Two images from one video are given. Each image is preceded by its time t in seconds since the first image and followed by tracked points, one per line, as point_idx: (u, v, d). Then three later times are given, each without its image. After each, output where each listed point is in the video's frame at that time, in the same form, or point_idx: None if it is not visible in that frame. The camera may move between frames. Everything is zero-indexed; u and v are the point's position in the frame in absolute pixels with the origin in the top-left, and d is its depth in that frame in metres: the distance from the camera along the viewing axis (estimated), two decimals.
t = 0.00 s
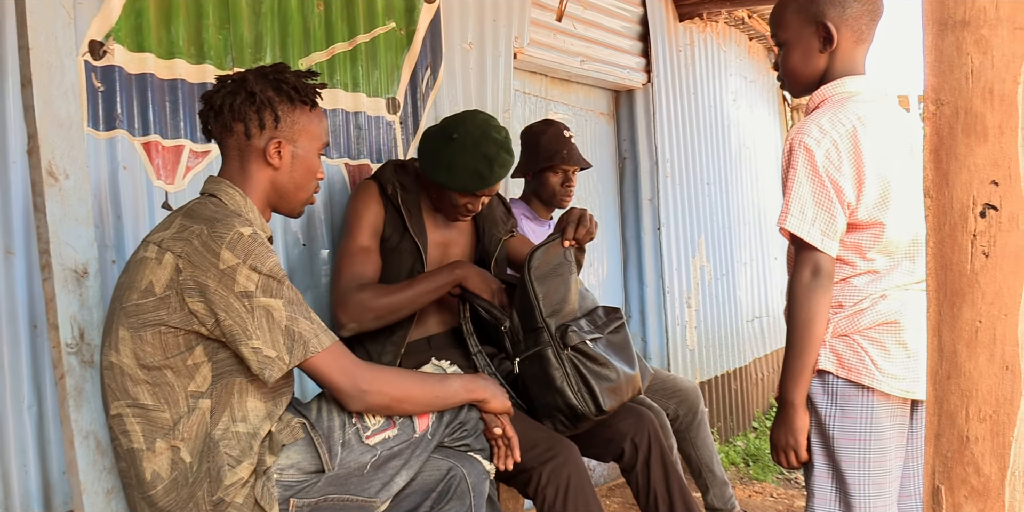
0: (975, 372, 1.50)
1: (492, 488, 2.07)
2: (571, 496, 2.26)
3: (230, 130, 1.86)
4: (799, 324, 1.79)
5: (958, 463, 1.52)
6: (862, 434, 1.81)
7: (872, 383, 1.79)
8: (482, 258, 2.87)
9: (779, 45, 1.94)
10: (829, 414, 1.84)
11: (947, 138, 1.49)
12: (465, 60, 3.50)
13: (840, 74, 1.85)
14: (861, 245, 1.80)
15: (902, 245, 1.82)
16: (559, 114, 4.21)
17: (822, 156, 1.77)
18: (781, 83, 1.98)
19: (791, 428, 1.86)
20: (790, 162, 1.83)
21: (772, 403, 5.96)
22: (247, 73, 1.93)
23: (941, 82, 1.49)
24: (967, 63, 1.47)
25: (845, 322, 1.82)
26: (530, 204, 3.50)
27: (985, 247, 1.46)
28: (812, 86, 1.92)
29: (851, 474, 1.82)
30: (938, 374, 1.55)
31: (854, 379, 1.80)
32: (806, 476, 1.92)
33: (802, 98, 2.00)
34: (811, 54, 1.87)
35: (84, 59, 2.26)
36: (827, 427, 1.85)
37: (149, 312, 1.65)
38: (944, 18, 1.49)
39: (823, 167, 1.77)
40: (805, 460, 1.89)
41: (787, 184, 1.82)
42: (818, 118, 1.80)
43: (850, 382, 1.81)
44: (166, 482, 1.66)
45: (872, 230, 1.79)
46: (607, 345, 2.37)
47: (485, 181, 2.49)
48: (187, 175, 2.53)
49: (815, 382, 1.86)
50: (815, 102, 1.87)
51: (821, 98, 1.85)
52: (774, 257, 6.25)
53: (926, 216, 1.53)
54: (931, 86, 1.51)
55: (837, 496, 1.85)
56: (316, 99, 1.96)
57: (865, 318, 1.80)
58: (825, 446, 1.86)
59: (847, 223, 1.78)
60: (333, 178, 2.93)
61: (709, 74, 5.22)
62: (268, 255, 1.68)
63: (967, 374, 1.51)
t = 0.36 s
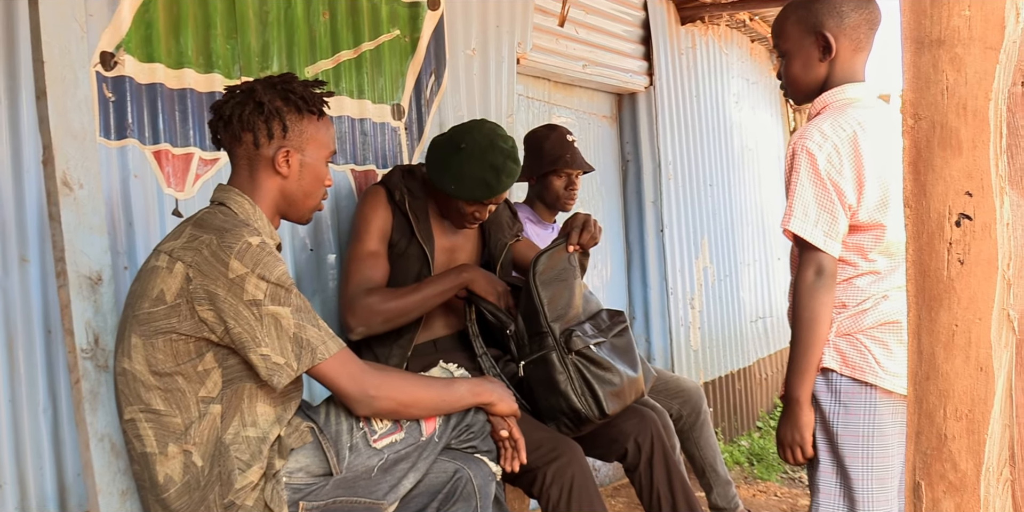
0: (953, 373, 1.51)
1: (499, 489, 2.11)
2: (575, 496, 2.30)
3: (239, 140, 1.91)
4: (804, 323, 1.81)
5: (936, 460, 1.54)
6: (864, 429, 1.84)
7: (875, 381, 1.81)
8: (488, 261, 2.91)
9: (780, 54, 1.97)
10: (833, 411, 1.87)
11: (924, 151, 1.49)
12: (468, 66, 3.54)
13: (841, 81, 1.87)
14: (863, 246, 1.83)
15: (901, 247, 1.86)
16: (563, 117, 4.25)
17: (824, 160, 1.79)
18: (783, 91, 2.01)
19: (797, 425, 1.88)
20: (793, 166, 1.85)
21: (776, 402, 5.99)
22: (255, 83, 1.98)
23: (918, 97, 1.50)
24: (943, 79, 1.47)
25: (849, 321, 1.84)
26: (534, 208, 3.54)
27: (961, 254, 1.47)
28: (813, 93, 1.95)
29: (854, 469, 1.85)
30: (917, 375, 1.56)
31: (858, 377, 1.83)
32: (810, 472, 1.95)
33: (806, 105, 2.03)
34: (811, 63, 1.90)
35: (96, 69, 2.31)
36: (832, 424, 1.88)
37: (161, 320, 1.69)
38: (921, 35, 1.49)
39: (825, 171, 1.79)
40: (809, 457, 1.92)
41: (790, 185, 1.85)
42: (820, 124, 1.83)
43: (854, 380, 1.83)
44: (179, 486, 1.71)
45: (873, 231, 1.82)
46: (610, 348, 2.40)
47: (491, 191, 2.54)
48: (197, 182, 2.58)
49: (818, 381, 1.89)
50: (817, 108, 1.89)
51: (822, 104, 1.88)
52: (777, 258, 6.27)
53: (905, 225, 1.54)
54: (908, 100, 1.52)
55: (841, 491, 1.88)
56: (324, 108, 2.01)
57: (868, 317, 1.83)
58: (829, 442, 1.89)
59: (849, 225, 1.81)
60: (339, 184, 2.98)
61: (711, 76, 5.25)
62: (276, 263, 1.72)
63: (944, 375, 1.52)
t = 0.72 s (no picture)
0: (939, 373, 1.42)
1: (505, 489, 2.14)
2: (581, 496, 2.34)
3: (248, 148, 1.95)
4: (801, 324, 1.84)
5: (925, 456, 1.45)
6: (861, 429, 1.87)
7: (870, 381, 1.84)
8: (495, 265, 2.95)
9: (779, 60, 2.01)
10: (830, 411, 1.90)
11: (911, 158, 1.41)
12: (474, 71, 3.58)
13: (839, 86, 1.90)
14: (859, 249, 1.85)
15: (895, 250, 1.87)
16: (569, 121, 4.29)
17: (821, 166, 1.82)
18: (783, 96, 2.04)
19: (796, 425, 1.91)
20: (790, 172, 1.88)
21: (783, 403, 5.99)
22: (264, 93, 2.02)
23: (904, 107, 1.41)
24: (927, 90, 1.38)
25: (845, 323, 1.86)
26: (541, 211, 3.56)
27: (944, 258, 1.39)
28: (812, 98, 1.97)
29: (852, 468, 1.88)
30: (904, 376, 1.47)
31: (855, 378, 1.85)
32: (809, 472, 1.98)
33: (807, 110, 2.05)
34: (809, 68, 1.93)
35: (108, 78, 2.35)
36: (830, 423, 1.90)
37: (174, 324, 1.73)
38: (907, 48, 1.40)
39: (821, 176, 1.82)
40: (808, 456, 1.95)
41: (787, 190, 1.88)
42: (818, 129, 1.85)
43: (851, 381, 1.86)
44: (192, 486, 1.74)
45: (870, 234, 1.84)
46: (615, 350, 2.43)
47: (494, 160, 2.60)
48: (208, 188, 2.62)
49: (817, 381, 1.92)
50: (816, 112, 1.92)
51: (820, 109, 1.91)
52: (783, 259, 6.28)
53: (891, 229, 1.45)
54: (895, 110, 1.42)
55: (839, 490, 1.91)
56: (330, 116, 2.05)
57: (864, 319, 1.85)
58: (827, 441, 1.92)
59: (846, 229, 1.83)
60: (347, 190, 3.02)
61: (716, 78, 5.27)
62: (286, 268, 1.77)
63: (930, 375, 1.43)
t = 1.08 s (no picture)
0: (925, 374, 1.38)
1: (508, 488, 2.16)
2: (585, 496, 2.35)
3: (255, 154, 1.99)
4: (797, 329, 1.86)
5: (911, 455, 1.40)
6: (857, 432, 1.88)
7: (866, 384, 1.85)
8: (501, 268, 2.98)
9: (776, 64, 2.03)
10: (826, 414, 1.92)
11: (897, 166, 1.37)
12: (480, 75, 3.61)
13: (834, 91, 1.93)
14: (854, 254, 1.87)
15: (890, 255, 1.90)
16: (574, 124, 4.32)
17: (816, 172, 1.85)
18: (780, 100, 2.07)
19: (791, 429, 1.94)
20: (786, 178, 1.91)
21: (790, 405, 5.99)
22: (270, 101, 2.06)
23: (891, 116, 1.37)
24: (913, 100, 1.34)
25: (840, 327, 1.89)
26: (547, 213, 3.59)
27: (929, 263, 1.35)
28: (808, 102, 2.00)
29: (847, 470, 1.89)
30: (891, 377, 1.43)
31: (852, 381, 1.87)
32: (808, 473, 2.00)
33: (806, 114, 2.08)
34: (805, 73, 1.96)
35: (120, 85, 2.39)
36: (826, 426, 1.92)
37: (185, 326, 1.77)
38: (893, 58, 1.36)
39: (817, 182, 1.85)
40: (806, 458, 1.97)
41: (783, 195, 1.90)
42: (814, 134, 1.88)
43: (847, 384, 1.88)
44: (204, 484, 1.77)
45: (865, 239, 1.87)
46: (619, 353, 2.45)
47: (485, 130, 2.74)
48: (217, 193, 2.66)
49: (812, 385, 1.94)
50: (813, 116, 1.94)
51: (816, 114, 1.93)
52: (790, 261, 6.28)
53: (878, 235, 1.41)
54: (881, 118, 1.38)
55: (835, 492, 1.93)
56: (335, 123, 2.09)
57: (859, 324, 1.88)
58: (823, 444, 1.93)
59: (842, 233, 1.86)
60: (354, 194, 3.06)
61: (721, 82, 5.29)
62: (294, 271, 1.80)
63: (916, 376, 1.39)
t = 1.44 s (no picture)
0: (914, 372, 1.34)
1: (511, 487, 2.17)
2: (588, 496, 2.37)
3: (262, 157, 2.02)
4: (799, 330, 1.88)
5: (900, 452, 1.36)
6: (860, 432, 1.89)
7: (868, 385, 1.87)
8: (506, 269, 3.00)
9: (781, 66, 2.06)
10: (828, 414, 1.93)
11: (888, 168, 1.32)
12: (485, 78, 3.63)
13: (838, 93, 1.94)
14: (857, 256, 1.88)
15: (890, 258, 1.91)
16: (578, 127, 4.34)
17: (818, 175, 1.86)
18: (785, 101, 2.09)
19: (793, 429, 1.94)
20: (788, 180, 1.92)
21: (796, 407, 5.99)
22: (277, 104, 2.09)
23: (881, 119, 1.32)
24: (902, 103, 1.29)
25: (843, 328, 1.90)
26: (552, 214, 3.61)
27: (918, 264, 1.31)
28: (812, 103, 2.02)
29: (850, 470, 1.90)
30: (882, 375, 1.38)
31: (854, 381, 1.88)
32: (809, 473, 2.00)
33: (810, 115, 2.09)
34: (808, 75, 1.98)
35: (128, 89, 2.42)
36: (828, 427, 1.93)
37: (194, 324, 1.80)
38: (883, 63, 1.31)
39: (819, 185, 1.86)
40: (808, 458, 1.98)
41: (785, 197, 1.92)
42: (816, 137, 1.89)
43: (849, 384, 1.89)
44: (212, 480, 1.79)
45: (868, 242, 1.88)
46: (621, 354, 2.47)
47: (485, 126, 2.77)
48: (224, 195, 2.69)
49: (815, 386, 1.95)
50: (817, 119, 1.95)
51: (819, 116, 1.95)
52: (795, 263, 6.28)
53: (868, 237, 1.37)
54: (871, 121, 1.34)
55: (838, 492, 1.94)
56: (341, 127, 2.12)
57: (861, 324, 1.89)
58: (825, 444, 1.95)
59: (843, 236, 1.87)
60: (360, 196, 3.09)
61: (726, 85, 5.30)
62: (301, 270, 1.83)
63: (906, 374, 1.34)
